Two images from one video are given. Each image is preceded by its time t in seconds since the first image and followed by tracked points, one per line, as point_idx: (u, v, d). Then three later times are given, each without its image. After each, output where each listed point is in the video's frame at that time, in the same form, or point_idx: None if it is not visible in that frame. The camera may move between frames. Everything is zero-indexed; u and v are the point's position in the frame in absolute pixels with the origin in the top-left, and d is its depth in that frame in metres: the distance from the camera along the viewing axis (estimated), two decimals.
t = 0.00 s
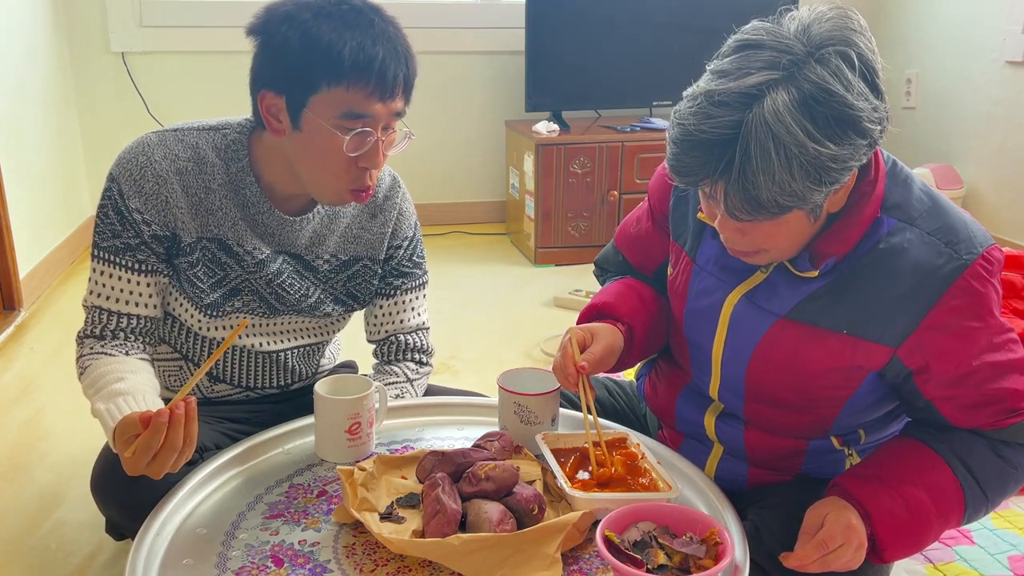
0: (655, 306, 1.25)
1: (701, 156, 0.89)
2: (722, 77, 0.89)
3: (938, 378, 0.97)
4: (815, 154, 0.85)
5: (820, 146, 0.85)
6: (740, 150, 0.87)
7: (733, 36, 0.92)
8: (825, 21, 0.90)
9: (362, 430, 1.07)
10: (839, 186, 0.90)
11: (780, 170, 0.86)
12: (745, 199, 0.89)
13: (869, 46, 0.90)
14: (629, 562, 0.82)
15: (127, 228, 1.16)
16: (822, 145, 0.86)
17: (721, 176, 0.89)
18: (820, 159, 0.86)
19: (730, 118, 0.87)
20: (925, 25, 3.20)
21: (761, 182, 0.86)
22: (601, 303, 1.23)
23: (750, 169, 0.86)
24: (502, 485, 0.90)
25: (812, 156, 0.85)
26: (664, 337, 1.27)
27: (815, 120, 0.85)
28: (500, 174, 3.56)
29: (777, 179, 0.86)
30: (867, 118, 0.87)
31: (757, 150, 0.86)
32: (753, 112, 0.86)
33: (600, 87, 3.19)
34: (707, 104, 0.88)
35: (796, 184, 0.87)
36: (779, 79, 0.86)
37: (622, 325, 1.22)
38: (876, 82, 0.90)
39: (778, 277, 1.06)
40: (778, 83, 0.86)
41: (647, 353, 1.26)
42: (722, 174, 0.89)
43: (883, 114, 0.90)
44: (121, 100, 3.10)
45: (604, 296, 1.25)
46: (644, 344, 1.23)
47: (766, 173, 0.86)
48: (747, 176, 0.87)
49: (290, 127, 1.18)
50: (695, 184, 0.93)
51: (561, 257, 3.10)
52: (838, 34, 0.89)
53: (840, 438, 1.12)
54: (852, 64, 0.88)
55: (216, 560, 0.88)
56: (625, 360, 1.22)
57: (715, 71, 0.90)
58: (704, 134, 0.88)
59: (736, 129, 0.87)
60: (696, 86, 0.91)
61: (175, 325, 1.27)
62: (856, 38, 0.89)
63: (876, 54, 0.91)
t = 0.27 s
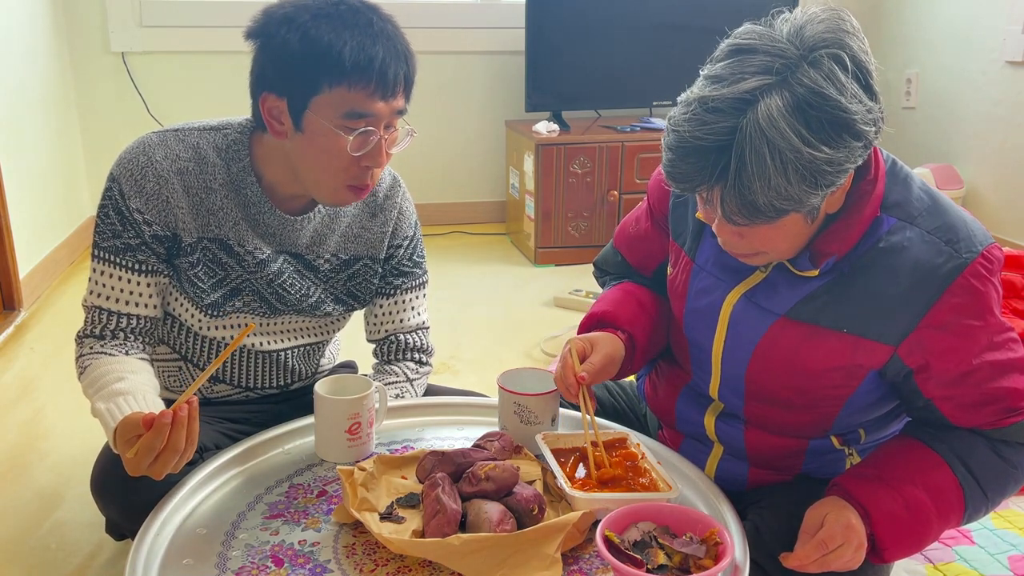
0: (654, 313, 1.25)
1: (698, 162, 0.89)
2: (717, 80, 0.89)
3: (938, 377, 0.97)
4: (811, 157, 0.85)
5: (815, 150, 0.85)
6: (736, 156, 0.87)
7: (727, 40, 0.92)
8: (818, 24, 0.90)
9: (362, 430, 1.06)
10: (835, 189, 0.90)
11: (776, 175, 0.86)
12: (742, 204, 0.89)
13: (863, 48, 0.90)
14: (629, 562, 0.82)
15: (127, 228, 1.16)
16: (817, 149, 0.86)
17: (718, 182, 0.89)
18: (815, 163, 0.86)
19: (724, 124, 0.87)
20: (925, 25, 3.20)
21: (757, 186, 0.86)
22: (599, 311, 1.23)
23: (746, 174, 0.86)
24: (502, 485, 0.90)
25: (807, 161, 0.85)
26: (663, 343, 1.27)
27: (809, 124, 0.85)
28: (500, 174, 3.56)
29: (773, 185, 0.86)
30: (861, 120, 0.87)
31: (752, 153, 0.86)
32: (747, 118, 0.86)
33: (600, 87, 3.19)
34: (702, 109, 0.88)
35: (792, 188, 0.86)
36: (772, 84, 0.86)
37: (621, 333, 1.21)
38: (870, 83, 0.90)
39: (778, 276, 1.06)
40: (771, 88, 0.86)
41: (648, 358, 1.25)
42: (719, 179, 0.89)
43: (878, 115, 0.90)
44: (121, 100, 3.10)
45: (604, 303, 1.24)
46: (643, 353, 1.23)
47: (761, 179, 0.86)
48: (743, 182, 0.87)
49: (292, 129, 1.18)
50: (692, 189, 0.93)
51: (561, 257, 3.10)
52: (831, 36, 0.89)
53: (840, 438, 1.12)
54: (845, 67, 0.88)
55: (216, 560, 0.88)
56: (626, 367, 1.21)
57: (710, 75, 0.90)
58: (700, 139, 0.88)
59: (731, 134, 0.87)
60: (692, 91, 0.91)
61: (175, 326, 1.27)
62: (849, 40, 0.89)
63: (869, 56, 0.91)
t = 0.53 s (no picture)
0: (655, 316, 1.25)
1: (697, 161, 0.89)
2: (716, 81, 0.89)
3: (938, 377, 0.97)
4: (810, 158, 0.85)
5: (813, 151, 0.85)
6: (734, 156, 0.87)
7: (727, 40, 0.92)
8: (818, 24, 0.90)
9: (362, 430, 1.06)
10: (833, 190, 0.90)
11: (774, 177, 0.86)
12: (741, 204, 0.89)
13: (862, 49, 0.90)
14: (629, 562, 0.82)
15: (128, 229, 1.16)
16: (816, 149, 0.86)
17: (716, 182, 0.89)
18: (814, 164, 0.86)
19: (723, 124, 0.87)
20: (925, 25, 3.19)
21: (755, 188, 0.86)
22: (600, 320, 1.23)
23: (744, 176, 0.86)
24: (502, 485, 0.90)
25: (806, 161, 0.85)
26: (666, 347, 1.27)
27: (808, 125, 0.85)
28: (500, 174, 3.56)
29: (771, 185, 0.86)
30: (860, 121, 0.87)
31: (749, 156, 0.86)
32: (745, 118, 0.86)
33: (600, 87, 3.19)
34: (700, 111, 0.88)
35: (790, 189, 0.86)
36: (771, 84, 0.86)
37: (623, 341, 1.21)
38: (869, 84, 0.90)
39: (777, 276, 1.06)
40: (770, 89, 0.86)
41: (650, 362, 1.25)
42: (717, 179, 0.89)
43: (877, 116, 0.90)
44: (121, 99, 3.10)
45: (604, 312, 1.24)
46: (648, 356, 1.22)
47: (759, 180, 0.86)
48: (741, 182, 0.87)
49: (296, 129, 1.17)
50: (690, 190, 0.93)
51: (561, 257, 3.10)
52: (831, 37, 0.89)
53: (840, 438, 1.12)
54: (845, 68, 0.88)
55: (216, 560, 0.88)
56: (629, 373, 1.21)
57: (710, 75, 0.90)
58: (698, 140, 0.88)
59: (730, 134, 0.87)
60: (692, 90, 0.91)
61: (176, 326, 1.27)
62: (849, 40, 0.89)
63: (869, 57, 0.91)
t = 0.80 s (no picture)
0: (654, 317, 1.25)
1: (700, 156, 0.89)
2: (720, 77, 0.89)
3: (938, 377, 0.97)
4: (813, 153, 0.85)
5: (817, 145, 0.85)
6: (738, 150, 0.87)
7: (731, 36, 0.92)
8: (821, 21, 0.90)
9: (362, 430, 1.06)
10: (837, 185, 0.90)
11: (778, 170, 0.86)
12: (743, 199, 0.89)
13: (866, 46, 0.90)
14: (629, 562, 0.82)
15: (129, 229, 1.16)
16: (820, 144, 0.86)
17: (720, 176, 0.89)
18: (818, 159, 0.86)
19: (727, 118, 0.87)
20: (925, 25, 3.19)
21: (759, 181, 0.86)
22: (599, 319, 1.23)
23: (748, 168, 0.86)
24: (501, 485, 0.90)
25: (810, 156, 0.85)
26: (666, 348, 1.27)
27: (813, 119, 0.85)
28: (500, 174, 3.56)
29: (775, 180, 0.86)
30: (864, 117, 0.87)
31: (754, 149, 0.86)
32: (750, 112, 0.86)
33: (600, 87, 3.19)
34: (704, 104, 0.88)
35: (794, 183, 0.86)
36: (775, 79, 0.86)
37: (621, 339, 1.21)
38: (873, 81, 0.90)
39: (778, 276, 1.06)
40: (775, 83, 0.86)
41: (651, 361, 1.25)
42: (720, 173, 0.89)
43: (881, 113, 0.90)
44: (121, 99, 3.10)
45: (604, 311, 1.24)
46: (647, 356, 1.22)
47: (764, 173, 0.86)
48: (745, 176, 0.87)
49: (296, 127, 1.18)
50: (694, 184, 0.93)
51: (561, 257, 3.10)
52: (835, 34, 0.89)
53: (840, 438, 1.12)
54: (849, 64, 0.88)
55: (216, 560, 0.88)
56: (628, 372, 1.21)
57: (713, 72, 0.90)
58: (702, 134, 0.88)
59: (734, 128, 0.87)
60: (695, 86, 0.91)
61: (176, 326, 1.27)
62: (853, 38, 0.90)
63: (873, 54, 0.91)
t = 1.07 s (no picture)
0: (654, 317, 1.25)
1: (703, 151, 0.89)
2: (722, 73, 0.89)
3: (938, 377, 0.97)
4: (816, 146, 0.85)
5: (820, 138, 0.85)
6: (741, 145, 0.87)
7: (732, 33, 0.92)
8: (822, 17, 0.90)
9: (362, 430, 1.06)
10: (839, 180, 0.90)
11: (781, 164, 0.86)
12: (746, 193, 0.89)
13: (867, 41, 0.91)
14: (629, 562, 0.82)
15: (129, 228, 1.16)
16: (823, 137, 0.86)
17: (722, 171, 0.89)
18: (821, 152, 0.86)
19: (730, 112, 0.87)
20: (925, 25, 3.19)
21: (761, 175, 0.86)
22: (597, 319, 1.24)
23: (750, 162, 0.86)
24: (502, 485, 0.90)
25: (813, 149, 0.85)
26: (666, 347, 1.26)
27: (816, 113, 0.85)
28: (500, 174, 3.56)
29: (777, 173, 0.86)
30: (866, 112, 0.87)
31: (756, 144, 0.86)
32: (753, 106, 0.86)
33: (600, 88, 3.19)
34: (707, 99, 0.88)
35: (797, 177, 0.86)
36: (778, 73, 0.86)
37: (619, 340, 1.21)
38: (874, 76, 0.90)
39: (778, 275, 1.06)
40: (778, 78, 0.86)
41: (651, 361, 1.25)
42: (723, 168, 0.89)
43: (882, 108, 0.90)
44: (121, 99, 3.10)
45: (603, 312, 1.24)
46: (646, 355, 1.22)
47: (767, 167, 0.86)
48: (748, 170, 0.87)
49: (294, 126, 1.17)
50: (695, 179, 0.93)
51: (561, 257, 3.10)
52: (837, 30, 0.89)
53: (840, 438, 1.12)
54: (851, 58, 0.88)
55: (216, 560, 0.88)
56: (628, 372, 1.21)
57: (715, 69, 0.90)
58: (704, 129, 0.88)
59: (737, 122, 0.87)
60: (696, 82, 0.91)
61: (176, 325, 1.27)
62: (854, 34, 0.90)
63: (874, 48, 0.91)
